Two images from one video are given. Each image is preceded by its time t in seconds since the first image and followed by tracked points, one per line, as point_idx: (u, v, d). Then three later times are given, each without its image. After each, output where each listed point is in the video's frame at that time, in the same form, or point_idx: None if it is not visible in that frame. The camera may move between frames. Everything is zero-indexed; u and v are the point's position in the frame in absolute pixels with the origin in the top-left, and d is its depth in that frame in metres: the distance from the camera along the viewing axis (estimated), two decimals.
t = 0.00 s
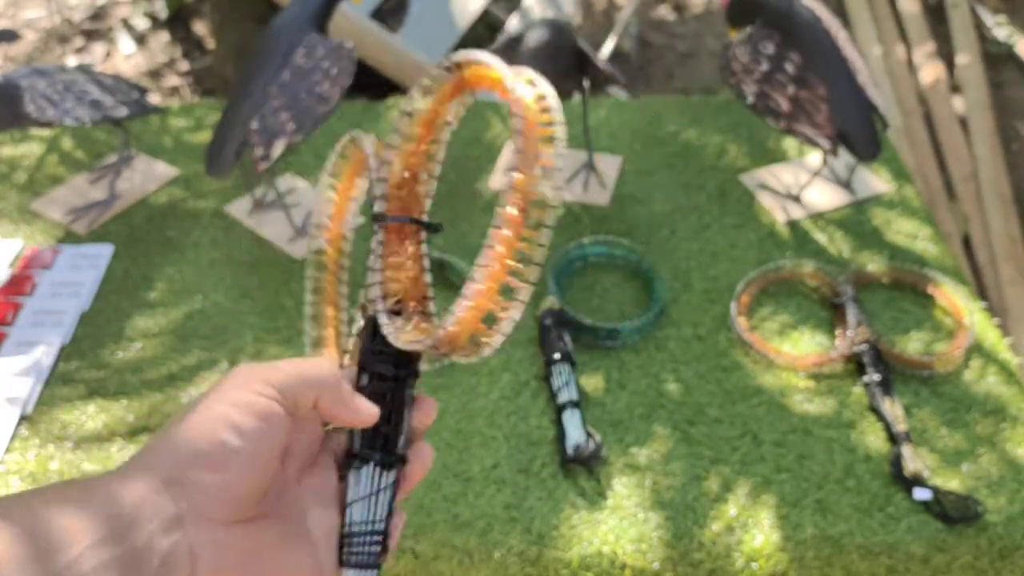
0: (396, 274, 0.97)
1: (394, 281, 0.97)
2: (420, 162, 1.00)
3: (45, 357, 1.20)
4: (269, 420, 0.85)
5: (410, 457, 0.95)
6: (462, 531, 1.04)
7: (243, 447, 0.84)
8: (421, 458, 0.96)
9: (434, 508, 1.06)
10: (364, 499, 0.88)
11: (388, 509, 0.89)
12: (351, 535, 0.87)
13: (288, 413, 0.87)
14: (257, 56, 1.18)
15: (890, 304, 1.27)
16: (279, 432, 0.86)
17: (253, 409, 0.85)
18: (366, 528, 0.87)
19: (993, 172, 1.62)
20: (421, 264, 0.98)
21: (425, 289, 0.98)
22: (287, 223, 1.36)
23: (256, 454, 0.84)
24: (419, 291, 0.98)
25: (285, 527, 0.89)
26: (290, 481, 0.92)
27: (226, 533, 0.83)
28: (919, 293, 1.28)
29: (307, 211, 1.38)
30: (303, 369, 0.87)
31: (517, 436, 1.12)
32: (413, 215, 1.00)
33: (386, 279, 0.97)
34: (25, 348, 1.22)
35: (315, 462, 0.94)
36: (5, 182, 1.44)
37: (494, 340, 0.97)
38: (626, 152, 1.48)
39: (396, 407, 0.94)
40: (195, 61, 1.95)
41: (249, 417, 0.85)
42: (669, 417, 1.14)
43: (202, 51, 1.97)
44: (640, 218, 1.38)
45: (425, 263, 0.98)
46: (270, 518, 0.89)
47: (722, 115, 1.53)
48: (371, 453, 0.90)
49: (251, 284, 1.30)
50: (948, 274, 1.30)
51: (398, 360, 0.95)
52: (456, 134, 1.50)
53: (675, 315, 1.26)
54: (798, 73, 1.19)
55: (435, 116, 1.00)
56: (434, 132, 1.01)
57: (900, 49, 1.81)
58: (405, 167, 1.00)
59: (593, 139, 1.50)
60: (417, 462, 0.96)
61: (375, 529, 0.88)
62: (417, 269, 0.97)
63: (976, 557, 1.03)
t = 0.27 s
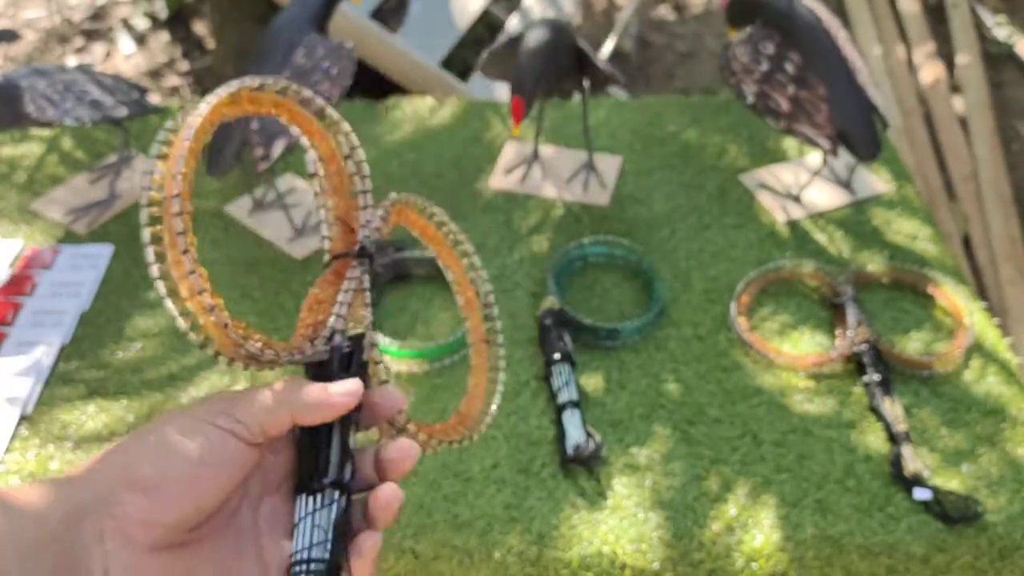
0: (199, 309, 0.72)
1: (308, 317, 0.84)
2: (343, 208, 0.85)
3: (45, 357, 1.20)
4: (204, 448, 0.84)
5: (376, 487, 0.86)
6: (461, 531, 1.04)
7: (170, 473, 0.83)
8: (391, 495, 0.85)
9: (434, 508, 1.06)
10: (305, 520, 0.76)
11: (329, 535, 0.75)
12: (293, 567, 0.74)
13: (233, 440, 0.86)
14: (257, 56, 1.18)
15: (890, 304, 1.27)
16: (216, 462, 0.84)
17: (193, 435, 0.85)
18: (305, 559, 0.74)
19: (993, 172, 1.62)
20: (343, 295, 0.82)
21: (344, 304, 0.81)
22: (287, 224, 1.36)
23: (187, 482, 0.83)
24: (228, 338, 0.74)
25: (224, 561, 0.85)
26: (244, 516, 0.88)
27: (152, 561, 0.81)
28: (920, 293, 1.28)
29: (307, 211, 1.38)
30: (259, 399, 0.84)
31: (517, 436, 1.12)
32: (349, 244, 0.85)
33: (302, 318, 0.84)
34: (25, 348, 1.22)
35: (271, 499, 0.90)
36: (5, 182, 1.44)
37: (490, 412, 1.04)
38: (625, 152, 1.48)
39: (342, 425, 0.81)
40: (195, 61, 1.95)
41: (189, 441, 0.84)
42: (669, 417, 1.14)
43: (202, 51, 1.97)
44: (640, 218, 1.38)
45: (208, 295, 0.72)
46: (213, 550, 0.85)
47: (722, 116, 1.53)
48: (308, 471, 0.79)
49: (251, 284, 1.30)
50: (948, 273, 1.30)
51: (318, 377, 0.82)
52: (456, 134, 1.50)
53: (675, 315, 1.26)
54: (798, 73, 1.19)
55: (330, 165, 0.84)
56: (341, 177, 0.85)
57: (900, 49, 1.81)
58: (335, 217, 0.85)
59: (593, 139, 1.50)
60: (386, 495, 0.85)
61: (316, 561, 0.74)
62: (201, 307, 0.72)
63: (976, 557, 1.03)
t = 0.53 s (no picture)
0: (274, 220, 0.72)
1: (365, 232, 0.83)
2: (411, 127, 0.85)
3: (45, 356, 1.21)
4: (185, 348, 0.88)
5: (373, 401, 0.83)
6: (461, 531, 1.04)
7: (153, 376, 0.87)
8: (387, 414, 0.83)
9: (434, 507, 1.06)
10: (317, 440, 0.80)
11: (337, 465, 0.80)
12: (299, 479, 0.80)
13: (217, 334, 0.90)
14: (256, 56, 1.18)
15: (890, 304, 1.27)
16: (199, 360, 0.88)
17: (174, 335, 0.88)
18: (313, 479, 0.79)
19: (993, 172, 1.62)
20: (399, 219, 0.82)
21: (397, 236, 0.80)
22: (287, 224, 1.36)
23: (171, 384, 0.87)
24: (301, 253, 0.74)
25: (228, 450, 0.91)
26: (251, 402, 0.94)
27: (149, 458, 0.88)
28: (919, 293, 1.28)
29: (307, 210, 1.38)
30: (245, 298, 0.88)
31: (517, 436, 1.12)
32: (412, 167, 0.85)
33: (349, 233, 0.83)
34: (25, 347, 1.22)
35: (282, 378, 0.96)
36: (5, 182, 1.44)
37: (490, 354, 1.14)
38: (625, 152, 1.48)
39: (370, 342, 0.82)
40: (195, 61, 1.95)
41: (169, 341, 0.88)
42: (669, 417, 1.14)
43: (202, 51, 1.97)
44: (640, 218, 1.38)
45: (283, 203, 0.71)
46: (217, 441, 0.91)
47: (722, 115, 1.53)
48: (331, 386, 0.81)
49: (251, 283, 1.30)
50: (948, 273, 1.30)
51: (356, 301, 0.82)
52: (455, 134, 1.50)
53: (675, 315, 1.26)
54: (798, 73, 1.19)
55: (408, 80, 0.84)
56: (417, 93, 0.85)
57: (900, 49, 1.81)
58: (397, 133, 0.85)
59: (593, 139, 1.50)
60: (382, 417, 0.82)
61: (321, 485, 0.79)
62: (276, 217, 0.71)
63: (976, 557, 1.03)
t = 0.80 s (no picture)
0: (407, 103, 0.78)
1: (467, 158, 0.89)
2: (513, 84, 0.98)
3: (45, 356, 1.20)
4: (287, 251, 0.86)
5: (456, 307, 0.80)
6: (461, 531, 1.03)
7: (261, 277, 0.86)
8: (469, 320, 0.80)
9: (434, 507, 1.05)
10: (410, 340, 0.76)
11: (428, 363, 0.75)
12: (391, 375, 0.74)
13: (323, 238, 0.87)
14: (256, 55, 1.19)
15: (890, 304, 1.27)
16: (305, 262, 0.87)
17: (277, 237, 0.85)
18: (405, 373, 0.74)
19: (994, 172, 1.62)
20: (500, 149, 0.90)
21: (497, 163, 0.87)
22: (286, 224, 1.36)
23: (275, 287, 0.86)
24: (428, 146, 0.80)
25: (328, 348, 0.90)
26: (353, 305, 0.92)
27: (259, 351, 0.88)
28: (919, 293, 1.28)
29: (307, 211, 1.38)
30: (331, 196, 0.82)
31: (517, 436, 1.12)
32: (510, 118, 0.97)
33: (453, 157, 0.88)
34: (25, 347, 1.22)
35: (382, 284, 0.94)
36: (5, 182, 1.44)
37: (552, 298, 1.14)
38: (625, 152, 1.48)
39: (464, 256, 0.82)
40: (195, 61, 1.95)
41: (274, 246, 0.85)
42: (669, 417, 1.14)
43: (202, 51, 1.97)
44: (640, 218, 1.38)
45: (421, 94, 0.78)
46: (317, 342, 0.90)
47: (722, 115, 1.53)
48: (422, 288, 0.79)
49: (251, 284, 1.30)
50: (948, 273, 1.30)
51: (457, 220, 0.84)
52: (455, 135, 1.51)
53: (675, 315, 1.26)
54: (798, 73, 1.19)
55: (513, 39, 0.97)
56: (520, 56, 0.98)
57: (900, 49, 1.81)
58: (500, 80, 0.98)
59: (593, 139, 1.50)
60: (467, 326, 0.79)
61: (413, 379, 0.74)
62: (412, 105, 0.78)
63: (976, 557, 1.03)
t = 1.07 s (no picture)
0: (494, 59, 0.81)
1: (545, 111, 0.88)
2: (592, 28, 0.90)
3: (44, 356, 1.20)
4: (401, 215, 0.84)
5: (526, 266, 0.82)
6: (461, 531, 1.03)
7: (375, 243, 0.85)
8: (541, 282, 0.81)
9: (434, 507, 1.05)
10: (482, 292, 0.80)
11: (499, 316, 0.79)
12: (464, 326, 0.79)
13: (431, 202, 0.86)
14: (255, 55, 1.18)
15: (890, 304, 1.27)
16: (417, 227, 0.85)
17: (385, 197, 0.84)
18: (477, 325, 0.78)
19: (994, 172, 1.62)
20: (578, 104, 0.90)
21: (572, 120, 0.86)
22: (286, 224, 1.36)
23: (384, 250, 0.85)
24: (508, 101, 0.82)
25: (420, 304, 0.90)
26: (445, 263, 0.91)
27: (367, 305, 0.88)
28: (919, 293, 1.28)
29: (307, 211, 1.38)
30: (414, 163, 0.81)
31: (517, 435, 1.12)
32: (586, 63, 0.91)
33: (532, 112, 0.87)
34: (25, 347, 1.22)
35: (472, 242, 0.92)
36: (5, 182, 1.44)
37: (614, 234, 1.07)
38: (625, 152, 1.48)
39: (538, 214, 0.83)
40: (195, 61, 1.95)
41: (386, 214, 0.84)
42: (669, 417, 1.14)
43: (202, 50, 1.97)
44: (640, 218, 1.38)
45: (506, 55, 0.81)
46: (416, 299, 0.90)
47: (723, 115, 1.53)
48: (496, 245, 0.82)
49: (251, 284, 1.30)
50: (948, 273, 1.30)
51: (529, 175, 0.84)
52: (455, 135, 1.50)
53: (675, 314, 1.26)
54: (798, 73, 1.19)
55: None
56: None
57: (900, 49, 1.81)
58: (580, 31, 0.90)
59: (593, 139, 1.50)
60: (534, 286, 0.81)
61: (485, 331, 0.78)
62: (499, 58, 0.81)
63: (976, 557, 1.03)
